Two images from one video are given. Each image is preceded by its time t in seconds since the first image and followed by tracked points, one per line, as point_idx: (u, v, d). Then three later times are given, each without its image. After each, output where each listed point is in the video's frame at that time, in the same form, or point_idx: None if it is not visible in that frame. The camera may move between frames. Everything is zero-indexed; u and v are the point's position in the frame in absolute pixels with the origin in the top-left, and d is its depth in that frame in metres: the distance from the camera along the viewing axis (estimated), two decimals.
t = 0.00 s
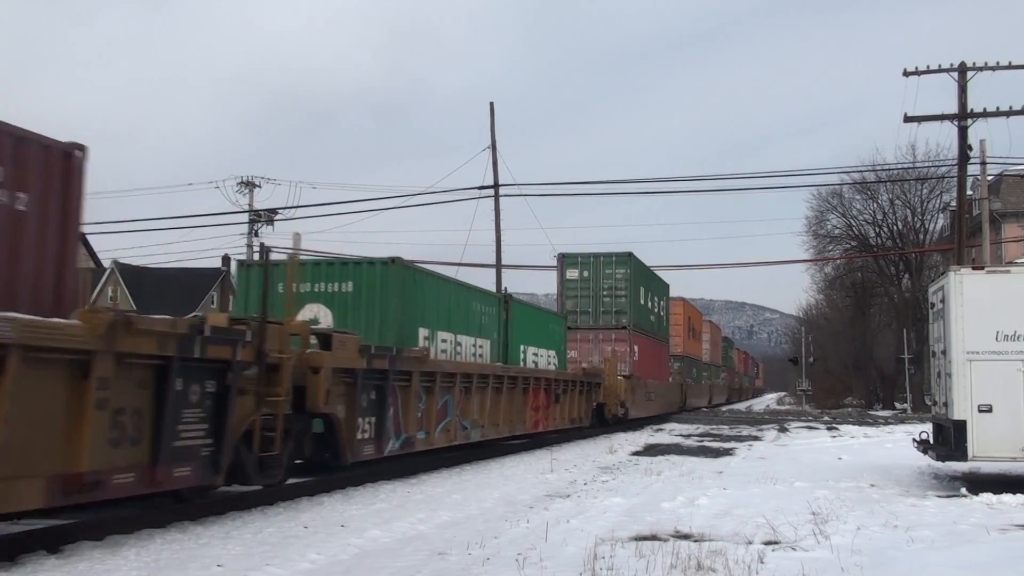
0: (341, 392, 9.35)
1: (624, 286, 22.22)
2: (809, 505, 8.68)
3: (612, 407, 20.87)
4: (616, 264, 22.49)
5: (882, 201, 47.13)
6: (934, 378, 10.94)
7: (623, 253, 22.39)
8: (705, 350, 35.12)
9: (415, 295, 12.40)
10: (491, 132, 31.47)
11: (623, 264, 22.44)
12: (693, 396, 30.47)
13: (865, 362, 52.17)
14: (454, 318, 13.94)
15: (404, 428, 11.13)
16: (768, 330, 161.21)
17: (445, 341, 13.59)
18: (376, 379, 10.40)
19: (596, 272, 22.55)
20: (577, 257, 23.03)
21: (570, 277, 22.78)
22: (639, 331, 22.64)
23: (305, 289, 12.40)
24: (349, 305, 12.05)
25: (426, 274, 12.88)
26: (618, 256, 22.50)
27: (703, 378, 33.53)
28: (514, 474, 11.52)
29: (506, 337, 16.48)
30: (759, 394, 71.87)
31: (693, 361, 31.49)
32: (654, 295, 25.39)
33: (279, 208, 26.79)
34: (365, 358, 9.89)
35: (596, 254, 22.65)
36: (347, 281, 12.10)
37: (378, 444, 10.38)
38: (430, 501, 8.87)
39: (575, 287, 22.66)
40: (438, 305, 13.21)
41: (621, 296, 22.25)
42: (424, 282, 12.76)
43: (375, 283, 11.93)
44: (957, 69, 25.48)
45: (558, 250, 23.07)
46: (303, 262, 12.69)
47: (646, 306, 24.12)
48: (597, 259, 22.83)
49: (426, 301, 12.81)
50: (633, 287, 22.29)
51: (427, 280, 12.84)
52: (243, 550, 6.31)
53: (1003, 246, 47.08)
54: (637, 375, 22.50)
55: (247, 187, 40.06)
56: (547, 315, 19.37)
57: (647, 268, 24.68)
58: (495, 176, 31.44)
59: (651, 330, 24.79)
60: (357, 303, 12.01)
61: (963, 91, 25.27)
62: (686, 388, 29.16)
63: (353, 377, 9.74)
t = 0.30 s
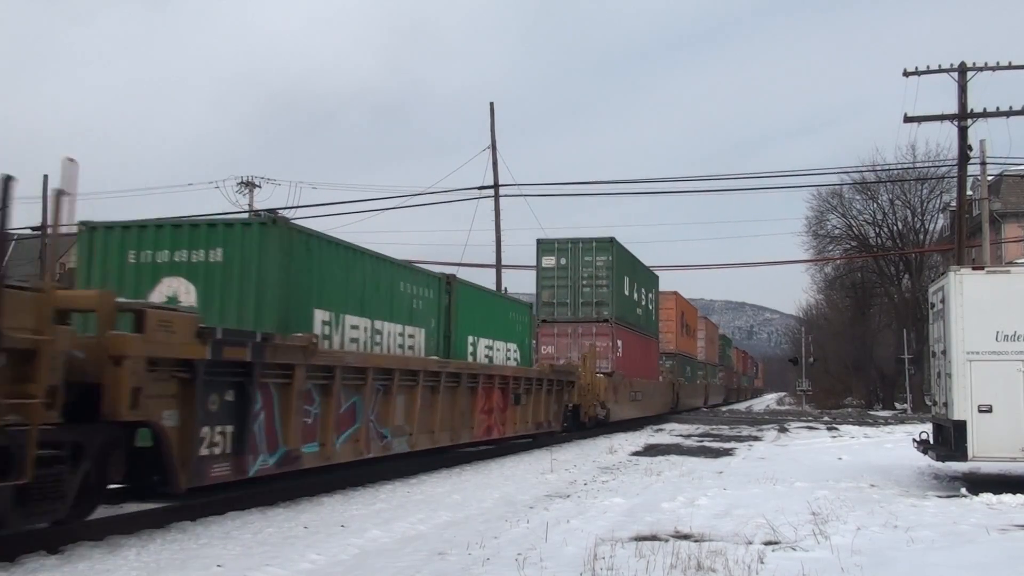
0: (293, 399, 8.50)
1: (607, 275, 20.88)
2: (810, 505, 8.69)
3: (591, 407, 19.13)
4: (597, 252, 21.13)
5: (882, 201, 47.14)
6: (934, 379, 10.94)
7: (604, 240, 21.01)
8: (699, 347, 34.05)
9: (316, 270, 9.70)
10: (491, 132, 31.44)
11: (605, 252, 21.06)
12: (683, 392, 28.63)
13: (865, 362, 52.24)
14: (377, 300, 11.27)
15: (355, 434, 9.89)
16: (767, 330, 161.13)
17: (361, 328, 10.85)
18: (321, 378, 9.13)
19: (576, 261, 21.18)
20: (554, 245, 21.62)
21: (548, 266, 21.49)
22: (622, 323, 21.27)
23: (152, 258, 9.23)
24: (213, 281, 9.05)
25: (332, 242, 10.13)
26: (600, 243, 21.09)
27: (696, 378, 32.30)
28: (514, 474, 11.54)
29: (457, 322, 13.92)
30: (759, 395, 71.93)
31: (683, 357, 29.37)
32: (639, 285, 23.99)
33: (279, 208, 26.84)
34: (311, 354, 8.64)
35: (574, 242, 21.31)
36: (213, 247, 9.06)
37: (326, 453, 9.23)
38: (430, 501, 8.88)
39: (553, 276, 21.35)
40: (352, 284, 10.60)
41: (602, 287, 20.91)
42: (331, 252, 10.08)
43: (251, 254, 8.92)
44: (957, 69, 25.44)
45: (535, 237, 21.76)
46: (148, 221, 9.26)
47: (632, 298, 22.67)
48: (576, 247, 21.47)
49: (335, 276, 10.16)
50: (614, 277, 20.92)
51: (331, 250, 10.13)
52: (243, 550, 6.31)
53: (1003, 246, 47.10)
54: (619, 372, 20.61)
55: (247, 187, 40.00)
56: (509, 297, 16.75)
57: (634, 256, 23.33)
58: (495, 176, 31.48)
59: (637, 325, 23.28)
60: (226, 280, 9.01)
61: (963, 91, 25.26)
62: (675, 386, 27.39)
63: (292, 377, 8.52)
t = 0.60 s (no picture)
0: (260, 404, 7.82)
1: (585, 263, 18.92)
2: (810, 505, 8.68)
3: (562, 408, 16.86)
4: (574, 235, 19.07)
5: (882, 201, 47.15)
6: (934, 379, 10.94)
7: (584, 222, 18.96)
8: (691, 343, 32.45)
9: (139, 229, 7.16)
10: (491, 132, 31.52)
11: (583, 236, 19.03)
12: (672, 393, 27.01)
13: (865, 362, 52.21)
14: (249, 272, 8.77)
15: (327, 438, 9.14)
16: (767, 330, 161.01)
17: (224, 306, 8.29)
18: (291, 376, 8.42)
19: (551, 247, 19.14)
20: (526, 228, 19.47)
21: (518, 251, 19.39)
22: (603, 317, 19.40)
23: None
24: None
25: (168, 190, 7.59)
26: (578, 225, 19.05)
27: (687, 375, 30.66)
28: (515, 474, 11.53)
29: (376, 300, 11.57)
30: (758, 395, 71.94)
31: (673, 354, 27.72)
32: (622, 273, 22.11)
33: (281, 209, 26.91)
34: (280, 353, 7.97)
35: (549, 224, 19.18)
36: None
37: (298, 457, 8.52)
38: (430, 501, 8.87)
39: (525, 263, 19.24)
40: (202, 248, 8.00)
41: (580, 275, 18.88)
42: (167, 204, 7.56)
43: (27, 193, 6.37)
44: (957, 69, 25.42)
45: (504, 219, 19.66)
46: None
47: (614, 288, 20.78)
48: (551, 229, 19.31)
49: (175, 236, 7.63)
50: (593, 264, 18.90)
51: (169, 201, 7.61)
52: (243, 550, 6.31)
53: (1003, 246, 47.09)
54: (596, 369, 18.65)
55: (247, 187, 40.10)
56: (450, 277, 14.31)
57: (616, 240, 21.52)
58: (495, 176, 31.55)
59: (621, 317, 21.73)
60: None
61: (962, 91, 25.28)
62: (659, 386, 25.42)
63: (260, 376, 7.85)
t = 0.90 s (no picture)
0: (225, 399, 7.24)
1: (559, 247, 16.89)
2: (810, 505, 8.67)
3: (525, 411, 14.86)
4: (548, 216, 17.06)
5: (882, 201, 47.18)
6: (934, 378, 10.94)
7: (559, 200, 16.95)
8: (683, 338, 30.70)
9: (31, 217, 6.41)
10: (492, 132, 31.52)
11: (557, 215, 17.03)
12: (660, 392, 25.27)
13: (865, 362, 52.15)
14: (140, 251, 7.54)
15: (297, 442, 8.44)
16: (768, 330, 160.95)
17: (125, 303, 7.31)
18: (262, 374, 7.81)
19: (520, 228, 17.15)
20: (494, 205, 17.46)
21: (485, 232, 17.41)
22: (579, 306, 17.49)
23: None
24: None
25: (34, 143, 6.46)
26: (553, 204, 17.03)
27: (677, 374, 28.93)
28: (515, 474, 11.51)
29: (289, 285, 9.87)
30: (758, 395, 71.90)
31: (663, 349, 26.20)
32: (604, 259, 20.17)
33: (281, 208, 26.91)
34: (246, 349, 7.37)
35: (519, 201, 17.19)
36: None
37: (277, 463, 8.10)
38: (430, 501, 8.86)
39: (492, 246, 17.33)
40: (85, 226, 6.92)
41: (552, 260, 16.94)
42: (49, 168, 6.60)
43: None
44: (956, 69, 25.43)
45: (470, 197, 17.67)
46: None
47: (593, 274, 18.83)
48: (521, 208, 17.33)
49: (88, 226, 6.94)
50: (569, 247, 16.87)
51: (34, 155, 6.47)
52: (243, 550, 6.30)
53: (1003, 246, 47.08)
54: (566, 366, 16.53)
55: (247, 186, 40.05)
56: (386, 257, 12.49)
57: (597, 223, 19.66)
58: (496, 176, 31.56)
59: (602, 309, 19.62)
60: None
61: (962, 91, 25.31)
62: (642, 385, 23.27)
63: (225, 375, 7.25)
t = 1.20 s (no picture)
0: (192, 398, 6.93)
1: (523, 225, 15.16)
2: (810, 505, 8.65)
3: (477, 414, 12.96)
4: (511, 190, 15.35)
5: (882, 201, 47.18)
6: (935, 378, 10.93)
7: (523, 171, 15.23)
8: (675, 335, 29.23)
9: None
10: (492, 132, 31.48)
11: (521, 188, 15.32)
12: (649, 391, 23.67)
13: (865, 362, 52.10)
14: (102, 244, 6.89)
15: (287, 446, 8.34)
16: (768, 330, 160.93)
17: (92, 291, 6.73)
18: (229, 375, 7.43)
19: (478, 204, 15.40)
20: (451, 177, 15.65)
21: (439, 209, 15.58)
22: (546, 293, 15.75)
23: None
24: None
25: None
26: (517, 176, 15.32)
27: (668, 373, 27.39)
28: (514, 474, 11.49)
29: (146, 246, 7.35)
30: (758, 395, 71.87)
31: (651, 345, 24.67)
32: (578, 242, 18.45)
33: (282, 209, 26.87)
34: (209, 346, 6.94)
35: (480, 172, 15.42)
36: None
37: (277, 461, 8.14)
38: (430, 501, 8.85)
39: (447, 224, 15.53)
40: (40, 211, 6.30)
41: (516, 240, 15.20)
42: None
43: None
44: (956, 69, 25.43)
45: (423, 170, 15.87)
46: None
47: (564, 257, 17.12)
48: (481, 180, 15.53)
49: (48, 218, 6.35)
50: (535, 225, 15.17)
51: None
52: (243, 550, 6.30)
53: (1003, 246, 47.06)
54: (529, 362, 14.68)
55: (247, 186, 40.03)
56: (262, 213, 9.24)
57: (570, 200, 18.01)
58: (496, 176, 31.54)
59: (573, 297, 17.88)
60: None
61: (963, 91, 25.31)
62: (623, 384, 21.47)
63: (186, 373, 6.84)
